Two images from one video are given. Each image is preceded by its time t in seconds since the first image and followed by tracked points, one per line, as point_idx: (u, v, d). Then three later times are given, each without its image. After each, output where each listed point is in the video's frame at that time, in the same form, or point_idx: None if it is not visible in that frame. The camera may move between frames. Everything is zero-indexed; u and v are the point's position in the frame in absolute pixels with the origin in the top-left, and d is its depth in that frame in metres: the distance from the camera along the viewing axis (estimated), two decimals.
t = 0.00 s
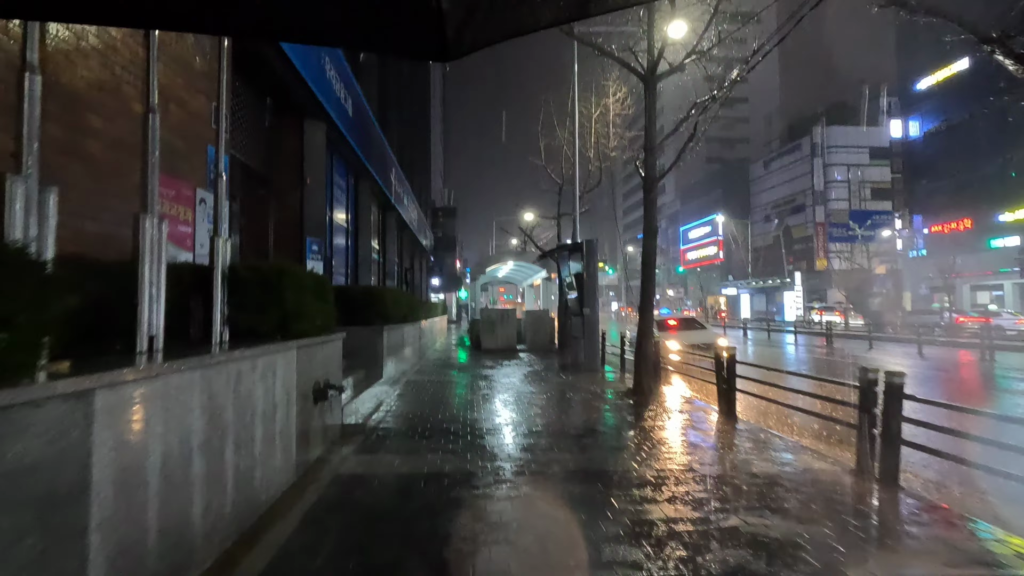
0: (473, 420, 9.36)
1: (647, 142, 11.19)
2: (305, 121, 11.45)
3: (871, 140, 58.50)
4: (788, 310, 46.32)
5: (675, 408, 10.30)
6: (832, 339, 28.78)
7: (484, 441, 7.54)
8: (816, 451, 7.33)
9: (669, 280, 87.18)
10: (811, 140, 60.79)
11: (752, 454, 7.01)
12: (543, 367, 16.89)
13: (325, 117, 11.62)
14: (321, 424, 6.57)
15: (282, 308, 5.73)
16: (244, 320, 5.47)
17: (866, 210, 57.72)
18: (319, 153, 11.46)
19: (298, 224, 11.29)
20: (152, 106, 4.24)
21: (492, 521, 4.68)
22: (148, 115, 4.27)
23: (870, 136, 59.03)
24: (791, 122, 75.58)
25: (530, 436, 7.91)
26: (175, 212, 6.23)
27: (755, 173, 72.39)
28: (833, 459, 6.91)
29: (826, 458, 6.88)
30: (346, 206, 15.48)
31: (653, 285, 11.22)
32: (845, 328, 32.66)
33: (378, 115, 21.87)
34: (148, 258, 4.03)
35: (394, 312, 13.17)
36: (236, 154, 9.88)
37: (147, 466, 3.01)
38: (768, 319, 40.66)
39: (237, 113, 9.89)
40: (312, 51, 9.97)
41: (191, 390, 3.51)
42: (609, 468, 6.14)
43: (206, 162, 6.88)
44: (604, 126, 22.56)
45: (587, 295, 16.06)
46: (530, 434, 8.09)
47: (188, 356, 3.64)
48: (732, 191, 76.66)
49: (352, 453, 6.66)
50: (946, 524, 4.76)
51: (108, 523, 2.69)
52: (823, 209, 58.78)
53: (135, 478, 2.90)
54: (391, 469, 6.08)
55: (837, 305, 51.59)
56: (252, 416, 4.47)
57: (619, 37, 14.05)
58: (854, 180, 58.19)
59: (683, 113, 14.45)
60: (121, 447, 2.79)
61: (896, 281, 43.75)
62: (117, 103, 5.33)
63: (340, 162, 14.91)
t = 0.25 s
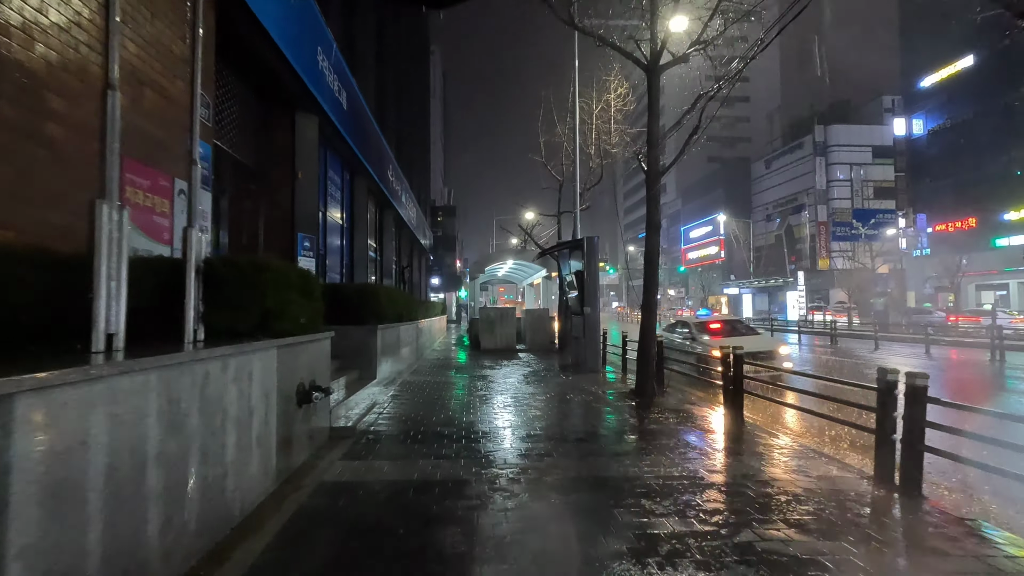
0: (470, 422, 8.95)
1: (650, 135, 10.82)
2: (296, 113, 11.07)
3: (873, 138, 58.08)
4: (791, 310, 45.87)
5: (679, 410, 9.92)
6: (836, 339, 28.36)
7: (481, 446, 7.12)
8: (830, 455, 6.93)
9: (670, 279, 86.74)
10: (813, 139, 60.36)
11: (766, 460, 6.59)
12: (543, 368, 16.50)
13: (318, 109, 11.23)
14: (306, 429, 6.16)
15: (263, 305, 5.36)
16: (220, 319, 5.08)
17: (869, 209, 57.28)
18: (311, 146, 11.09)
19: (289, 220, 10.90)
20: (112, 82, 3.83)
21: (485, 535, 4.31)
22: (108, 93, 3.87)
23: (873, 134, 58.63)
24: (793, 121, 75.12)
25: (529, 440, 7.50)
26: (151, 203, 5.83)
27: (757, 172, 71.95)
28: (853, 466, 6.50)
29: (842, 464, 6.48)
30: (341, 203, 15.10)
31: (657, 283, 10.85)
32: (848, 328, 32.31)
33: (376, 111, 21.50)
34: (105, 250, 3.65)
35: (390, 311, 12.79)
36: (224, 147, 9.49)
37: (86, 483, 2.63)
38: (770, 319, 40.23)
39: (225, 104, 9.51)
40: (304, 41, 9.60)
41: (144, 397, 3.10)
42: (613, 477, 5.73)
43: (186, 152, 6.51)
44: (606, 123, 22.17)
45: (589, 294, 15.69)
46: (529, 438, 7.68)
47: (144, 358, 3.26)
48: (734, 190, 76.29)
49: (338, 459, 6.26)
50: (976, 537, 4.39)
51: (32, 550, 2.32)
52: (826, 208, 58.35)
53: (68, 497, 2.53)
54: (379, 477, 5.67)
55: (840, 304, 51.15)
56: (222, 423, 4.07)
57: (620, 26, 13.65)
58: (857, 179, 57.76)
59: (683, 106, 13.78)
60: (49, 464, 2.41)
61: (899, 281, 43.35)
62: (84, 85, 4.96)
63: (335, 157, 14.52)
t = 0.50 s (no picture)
0: (467, 426, 8.56)
1: (653, 128, 10.44)
2: (286, 106, 10.71)
3: (876, 136, 57.66)
4: (794, 309, 45.47)
5: (683, 415, 9.53)
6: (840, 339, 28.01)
7: (477, 454, 6.73)
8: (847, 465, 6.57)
9: (671, 278, 86.31)
10: (815, 137, 59.91)
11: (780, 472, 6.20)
12: (544, 369, 16.12)
13: (309, 102, 10.86)
14: (289, 437, 5.78)
15: (239, 305, 4.99)
16: (192, 320, 4.71)
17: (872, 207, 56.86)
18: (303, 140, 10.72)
19: (279, 216, 10.51)
20: (61, 60, 3.45)
21: (477, 558, 3.95)
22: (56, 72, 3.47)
23: (876, 132, 58.18)
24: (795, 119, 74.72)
25: (528, 447, 7.10)
26: (121, 196, 5.47)
27: (759, 170, 71.53)
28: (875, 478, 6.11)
29: (862, 475, 6.08)
30: (335, 199, 14.75)
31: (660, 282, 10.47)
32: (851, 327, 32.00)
33: (373, 107, 21.13)
34: (50, 247, 3.26)
35: (385, 312, 12.44)
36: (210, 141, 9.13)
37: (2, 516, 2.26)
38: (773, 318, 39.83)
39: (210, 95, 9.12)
40: (294, 31, 9.23)
41: (83, 414, 2.72)
42: (617, 490, 5.34)
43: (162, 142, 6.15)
44: (607, 119, 21.79)
45: (589, 294, 15.32)
46: (528, 445, 7.29)
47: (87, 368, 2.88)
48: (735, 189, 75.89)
49: (323, 470, 5.88)
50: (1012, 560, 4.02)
51: None
52: (828, 206, 57.93)
53: None
54: (365, 489, 5.28)
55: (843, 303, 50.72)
56: (187, 437, 3.71)
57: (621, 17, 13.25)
58: (859, 177, 57.35)
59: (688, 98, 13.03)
60: None
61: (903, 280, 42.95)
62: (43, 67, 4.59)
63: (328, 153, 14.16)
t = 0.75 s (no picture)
0: (463, 429, 8.18)
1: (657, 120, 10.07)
2: (277, 97, 10.36)
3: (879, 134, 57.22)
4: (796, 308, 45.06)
5: (688, 417, 9.16)
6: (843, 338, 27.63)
7: (472, 460, 6.34)
8: (864, 471, 6.19)
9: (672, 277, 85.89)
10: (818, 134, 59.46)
11: (794, 480, 5.82)
12: (544, 369, 15.74)
13: (300, 94, 10.49)
14: (271, 442, 5.40)
15: (215, 303, 4.64)
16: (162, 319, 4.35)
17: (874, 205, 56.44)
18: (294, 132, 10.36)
19: (269, 211, 10.14)
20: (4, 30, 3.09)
21: None
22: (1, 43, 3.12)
23: (879, 130, 57.72)
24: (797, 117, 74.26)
25: (527, 453, 6.72)
26: (89, 185, 5.12)
27: (761, 168, 71.08)
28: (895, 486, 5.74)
29: (881, 484, 5.72)
30: (330, 195, 14.38)
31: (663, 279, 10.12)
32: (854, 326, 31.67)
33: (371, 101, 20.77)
34: None
35: (379, 310, 12.06)
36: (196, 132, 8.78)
37: None
38: (776, 317, 39.42)
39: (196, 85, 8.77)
40: (286, 20, 8.89)
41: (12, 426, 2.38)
42: (622, 502, 4.97)
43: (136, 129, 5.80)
44: (608, 114, 21.41)
45: (590, 292, 14.95)
46: (527, 450, 6.92)
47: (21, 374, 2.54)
48: (736, 187, 75.48)
49: (308, 478, 5.51)
50: None
51: None
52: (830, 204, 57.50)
53: None
54: (350, 500, 4.91)
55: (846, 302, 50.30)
56: (148, 448, 3.35)
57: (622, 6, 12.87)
58: (862, 175, 56.94)
59: (691, 90, 12.51)
60: None
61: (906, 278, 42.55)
62: None
63: (322, 147, 13.79)
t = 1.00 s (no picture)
0: (460, 432, 7.77)
1: (662, 110, 9.67)
2: (267, 86, 9.98)
3: (883, 131, 56.79)
4: (800, 306, 44.60)
5: (695, 419, 8.76)
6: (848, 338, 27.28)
7: (468, 467, 5.93)
8: (886, 480, 5.79)
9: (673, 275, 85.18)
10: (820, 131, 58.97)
11: (813, 489, 5.43)
12: (545, 368, 15.35)
13: (291, 82, 10.11)
14: (250, 448, 5.01)
15: (184, 299, 4.22)
16: (125, 316, 3.95)
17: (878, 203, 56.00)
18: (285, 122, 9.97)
19: (258, 204, 9.74)
20: None
21: None
22: None
23: (882, 127, 57.27)
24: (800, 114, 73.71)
25: (526, 458, 6.32)
26: (52, 170, 4.74)
27: (763, 166, 70.61)
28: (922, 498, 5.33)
29: (901, 492, 5.39)
30: (325, 189, 13.99)
31: (669, 274, 9.73)
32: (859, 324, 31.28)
33: (368, 94, 20.36)
34: None
35: (375, 308, 11.66)
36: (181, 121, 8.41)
37: None
38: (779, 316, 38.98)
39: (180, 72, 8.39)
40: (275, 4, 8.48)
41: None
42: (628, 515, 4.58)
43: (109, 113, 5.42)
44: (610, 109, 21.00)
45: (593, 289, 14.53)
46: (526, 455, 6.52)
47: None
48: (738, 185, 75.03)
49: (291, 486, 5.13)
50: None
51: None
52: (833, 202, 57.05)
53: None
54: (334, 513, 4.51)
55: (850, 301, 49.86)
56: (97, 460, 2.98)
57: None
58: (865, 173, 56.51)
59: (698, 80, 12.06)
60: None
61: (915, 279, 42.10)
62: None
63: (316, 139, 13.41)
